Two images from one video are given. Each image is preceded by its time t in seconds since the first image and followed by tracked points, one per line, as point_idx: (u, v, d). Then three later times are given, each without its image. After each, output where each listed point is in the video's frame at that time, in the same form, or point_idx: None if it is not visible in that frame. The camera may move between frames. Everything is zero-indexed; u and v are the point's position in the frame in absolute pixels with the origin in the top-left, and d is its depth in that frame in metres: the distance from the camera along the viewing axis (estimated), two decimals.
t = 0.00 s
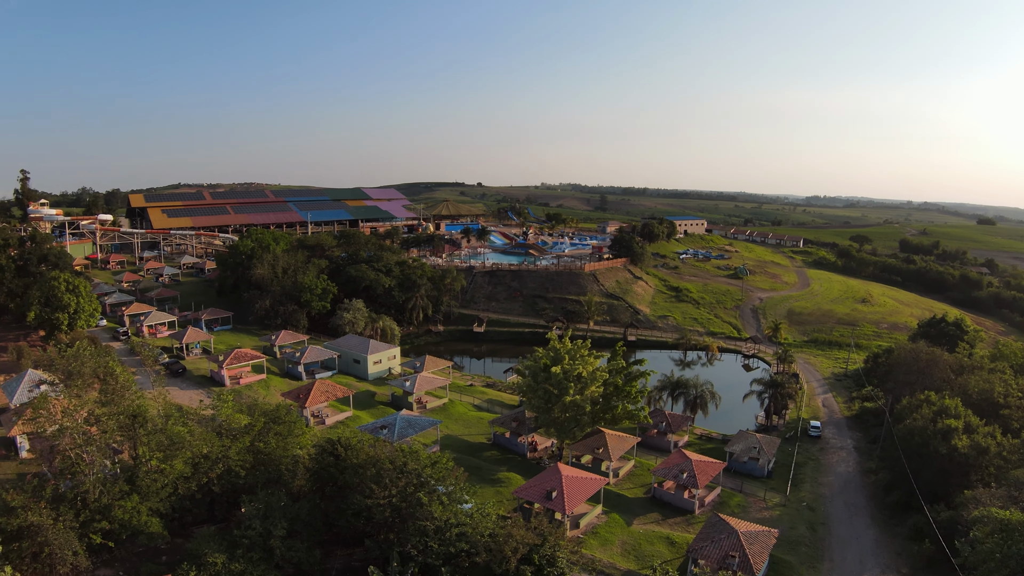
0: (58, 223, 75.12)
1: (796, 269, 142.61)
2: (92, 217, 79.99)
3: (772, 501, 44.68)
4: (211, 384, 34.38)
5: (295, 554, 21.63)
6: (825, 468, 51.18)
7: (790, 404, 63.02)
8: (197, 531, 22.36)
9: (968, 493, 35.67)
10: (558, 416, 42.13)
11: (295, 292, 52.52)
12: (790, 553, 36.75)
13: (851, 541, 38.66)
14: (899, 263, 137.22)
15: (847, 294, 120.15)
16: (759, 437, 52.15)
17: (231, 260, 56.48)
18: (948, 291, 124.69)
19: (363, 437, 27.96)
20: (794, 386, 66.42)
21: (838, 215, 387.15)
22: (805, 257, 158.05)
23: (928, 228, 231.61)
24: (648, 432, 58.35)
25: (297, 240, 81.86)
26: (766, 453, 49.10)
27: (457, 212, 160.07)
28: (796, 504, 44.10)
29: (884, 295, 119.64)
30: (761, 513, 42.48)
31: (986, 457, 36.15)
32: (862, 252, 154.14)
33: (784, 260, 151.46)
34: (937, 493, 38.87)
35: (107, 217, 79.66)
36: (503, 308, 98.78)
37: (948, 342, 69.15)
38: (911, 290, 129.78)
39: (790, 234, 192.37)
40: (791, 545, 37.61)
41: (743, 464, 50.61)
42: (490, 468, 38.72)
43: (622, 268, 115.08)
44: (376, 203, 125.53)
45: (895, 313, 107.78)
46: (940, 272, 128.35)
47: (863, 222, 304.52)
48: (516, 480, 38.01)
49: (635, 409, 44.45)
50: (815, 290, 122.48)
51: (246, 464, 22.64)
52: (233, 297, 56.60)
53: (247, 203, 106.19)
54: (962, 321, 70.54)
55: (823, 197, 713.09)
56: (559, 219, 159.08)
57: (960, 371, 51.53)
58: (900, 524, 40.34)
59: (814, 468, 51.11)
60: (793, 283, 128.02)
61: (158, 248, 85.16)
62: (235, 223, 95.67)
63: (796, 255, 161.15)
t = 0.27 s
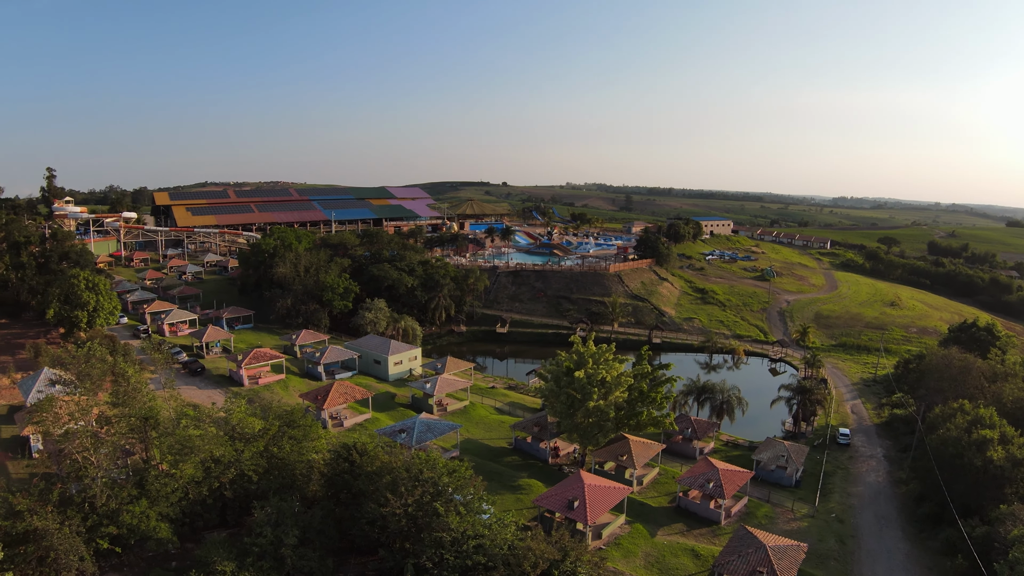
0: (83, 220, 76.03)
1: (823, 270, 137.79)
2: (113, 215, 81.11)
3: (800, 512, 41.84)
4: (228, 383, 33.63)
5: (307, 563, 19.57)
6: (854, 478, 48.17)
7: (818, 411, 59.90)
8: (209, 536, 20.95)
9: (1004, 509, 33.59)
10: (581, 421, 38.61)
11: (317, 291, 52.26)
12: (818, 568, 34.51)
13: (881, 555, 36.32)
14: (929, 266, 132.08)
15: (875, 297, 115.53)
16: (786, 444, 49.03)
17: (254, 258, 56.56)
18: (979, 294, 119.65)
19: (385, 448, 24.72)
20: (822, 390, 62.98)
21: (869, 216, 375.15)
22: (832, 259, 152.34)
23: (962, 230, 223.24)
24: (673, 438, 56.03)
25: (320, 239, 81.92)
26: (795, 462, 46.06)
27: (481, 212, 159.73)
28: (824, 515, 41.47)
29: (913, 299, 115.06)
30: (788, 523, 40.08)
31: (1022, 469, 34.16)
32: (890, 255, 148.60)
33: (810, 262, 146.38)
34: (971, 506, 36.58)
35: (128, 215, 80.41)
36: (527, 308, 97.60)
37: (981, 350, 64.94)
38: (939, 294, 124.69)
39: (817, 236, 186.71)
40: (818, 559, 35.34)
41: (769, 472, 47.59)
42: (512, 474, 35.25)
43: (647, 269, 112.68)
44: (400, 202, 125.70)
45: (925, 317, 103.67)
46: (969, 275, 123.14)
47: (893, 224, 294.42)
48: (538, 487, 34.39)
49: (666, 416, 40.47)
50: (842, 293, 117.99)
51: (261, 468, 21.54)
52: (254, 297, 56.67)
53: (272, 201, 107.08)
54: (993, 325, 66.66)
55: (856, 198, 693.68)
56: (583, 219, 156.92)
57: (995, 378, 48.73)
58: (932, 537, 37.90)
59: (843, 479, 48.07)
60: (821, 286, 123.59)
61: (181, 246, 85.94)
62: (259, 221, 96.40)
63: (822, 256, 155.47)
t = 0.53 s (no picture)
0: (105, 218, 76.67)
1: (849, 272, 133.14)
2: (135, 214, 81.93)
3: (827, 523, 39.62)
4: (245, 383, 32.84)
5: None
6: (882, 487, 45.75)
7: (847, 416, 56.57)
8: (218, 542, 19.65)
9: None
10: (603, 427, 36.07)
11: (337, 291, 51.80)
12: None
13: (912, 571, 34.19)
14: (957, 269, 127.09)
15: (902, 300, 111.20)
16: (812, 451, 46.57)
17: (275, 257, 56.46)
18: (1009, 298, 114.78)
19: (398, 455, 22.84)
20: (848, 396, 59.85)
21: (899, 215, 363.22)
22: (858, 260, 147.01)
23: (995, 232, 215.08)
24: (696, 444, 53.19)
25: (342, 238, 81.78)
26: (823, 471, 43.81)
27: (504, 211, 159.09)
28: (852, 526, 39.29)
29: (940, 302, 110.64)
30: (815, 534, 37.95)
31: None
32: (916, 257, 143.25)
33: (835, 263, 141.47)
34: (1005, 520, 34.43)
35: (152, 213, 81.23)
36: (549, 309, 96.27)
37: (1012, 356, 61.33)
38: (968, 297, 119.73)
39: (842, 237, 181.37)
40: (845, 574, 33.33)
41: (795, 481, 45.35)
42: (531, 481, 32.54)
43: (671, 270, 110.19)
44: (422, 201, 125.55)
45: (953, 321, 99.74)
46: (999, 278, 118.35)
47: (921, 226, 284.38)
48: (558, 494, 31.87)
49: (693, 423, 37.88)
50: (868, 296, 113.65)
51: (274, 472, 20.20)
52: (274, 295, 56.33)
53: (295, 200, 107.71)
54: None
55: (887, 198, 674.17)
56: (607, 218, 154.65)
57: None
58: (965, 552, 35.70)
59: (872, 489, 45.54)
60: (847, 288, 119.18)
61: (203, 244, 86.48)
62: (282, 220, 96.93)
63: (848, 257, 150.02)
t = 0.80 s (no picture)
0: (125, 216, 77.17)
1: (874, 274, 128.90)
2: (153, 211, 82.39)
3: (852, 534, 37.77)
4: (261, 383, 32.21)
5: None
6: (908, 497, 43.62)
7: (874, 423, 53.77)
8: (225, 550, 18.60)
9: None
10: (624, 433, 34.36)
11: (356, 290, 51.34)
12: None
13: None
14: (983, 272, 121.86)
15: (928, 303, 107.14)
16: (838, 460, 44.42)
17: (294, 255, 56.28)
18: None
19: (410, 460, 21.76)
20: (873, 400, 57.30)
21: (928, 216, 352.55)
22: (883, 262, 141.93)
23: None
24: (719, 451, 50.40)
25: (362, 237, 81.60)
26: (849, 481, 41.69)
27: (525, 211, 158.10)
28: (878, 538, 37.38)
29: (966, 306, 106.35)
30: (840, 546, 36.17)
31: None
32: (942, 259, 138.15)
33: (859, 265, 136.83)
34: None
35: (174, 211, 81.84)
36: (571, 311, 94.85)
37: None
38: (996, 301, 114.89)
39: (867, 239, 176.00)
40: None
41: (819, 490, 43.24)
42: (549, 488, 30.81)
43: (694, 271, 107.77)
44: (443, 200, 125.21)
45: (980, 325, 95.84)
46: None
47: (946, 227, 274.66)
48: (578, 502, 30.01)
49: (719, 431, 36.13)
50: (894, 298, 109.61)
51: (285, 479, 19.19)
52: (293, 294, 56.02)
53: (316, 199, 108.17)
54: None
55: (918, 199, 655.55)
56: (630, 218, 152.39)
57: None
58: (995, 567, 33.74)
59: (899, 499, 43.35)
60: (872, 290, 115.14)
61: (223, 242, 86.93)
62: (302, 218, 97.30)
63: (872, 259, 144.97)
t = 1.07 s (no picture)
0: (141, 216, 77.59)
1: (894, 275, 125.39)
2: (167, 211, 82.75)
3: (877, 545, 36.11)
4: (273, 385, 31.64)
5: None
6: (936, 506, 41.69)
7: (898, 429, 51.69)
8: (231, 561, 17.80)
9: None
10: (643, 440, 33.16)
11: (371, 290, 50.99)
12: None
13: None
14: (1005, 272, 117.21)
15: (950, 304, 103.75)
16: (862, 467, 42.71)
17: (309, 254, 56.00)
18: None
19: (423, 468, 20.84)
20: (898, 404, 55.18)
21: (952, 216, 344.24)
22: (904, 262, 137.89)
23: None
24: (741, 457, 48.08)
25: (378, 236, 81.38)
26: (873, 489, 39.89)
27: (542, 210, 157.25)
28: (905, 550, 35.68)
29: (990, 308, 102.67)
30: (865, 556, 34.56)
31: None
32: (964, 259, 133.62)
33: (880, 265, 133.11)
34: None
35: (190, 211, 82.19)
36: (588, 311, 93.66)
37: None
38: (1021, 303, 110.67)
39: (887, 238, 171.48)
40: None
41: (843, 498, 41.50)
42: (566, 495, 29.23)
43: (714, 271, 105.61)
44: (459, 200, 124.80)
45: (1006, 327, 92.40)
46: None
47: (970, 226, 267.37)
48: (596, 511, 28.76)
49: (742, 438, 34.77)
50: (915, 299, 106.34)
51: (291, 486, 18.40)
52: (308, 294, 55.81)
53: (332, 198, 108.39)
54: None
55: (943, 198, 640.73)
56: (648, 218, 150.25)
57: None
58: None
59: (925, 507, 41.46)
60: (894, 291, 111.82)
61: (239, 242, 87.18)
62: (318, 218, 97.48)
63: (892, 259, 140.84)
